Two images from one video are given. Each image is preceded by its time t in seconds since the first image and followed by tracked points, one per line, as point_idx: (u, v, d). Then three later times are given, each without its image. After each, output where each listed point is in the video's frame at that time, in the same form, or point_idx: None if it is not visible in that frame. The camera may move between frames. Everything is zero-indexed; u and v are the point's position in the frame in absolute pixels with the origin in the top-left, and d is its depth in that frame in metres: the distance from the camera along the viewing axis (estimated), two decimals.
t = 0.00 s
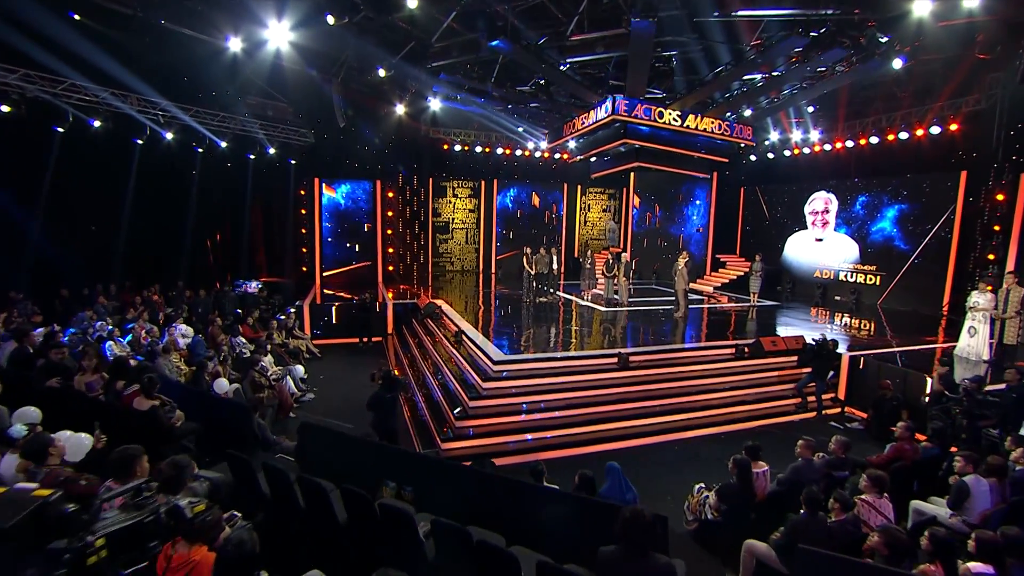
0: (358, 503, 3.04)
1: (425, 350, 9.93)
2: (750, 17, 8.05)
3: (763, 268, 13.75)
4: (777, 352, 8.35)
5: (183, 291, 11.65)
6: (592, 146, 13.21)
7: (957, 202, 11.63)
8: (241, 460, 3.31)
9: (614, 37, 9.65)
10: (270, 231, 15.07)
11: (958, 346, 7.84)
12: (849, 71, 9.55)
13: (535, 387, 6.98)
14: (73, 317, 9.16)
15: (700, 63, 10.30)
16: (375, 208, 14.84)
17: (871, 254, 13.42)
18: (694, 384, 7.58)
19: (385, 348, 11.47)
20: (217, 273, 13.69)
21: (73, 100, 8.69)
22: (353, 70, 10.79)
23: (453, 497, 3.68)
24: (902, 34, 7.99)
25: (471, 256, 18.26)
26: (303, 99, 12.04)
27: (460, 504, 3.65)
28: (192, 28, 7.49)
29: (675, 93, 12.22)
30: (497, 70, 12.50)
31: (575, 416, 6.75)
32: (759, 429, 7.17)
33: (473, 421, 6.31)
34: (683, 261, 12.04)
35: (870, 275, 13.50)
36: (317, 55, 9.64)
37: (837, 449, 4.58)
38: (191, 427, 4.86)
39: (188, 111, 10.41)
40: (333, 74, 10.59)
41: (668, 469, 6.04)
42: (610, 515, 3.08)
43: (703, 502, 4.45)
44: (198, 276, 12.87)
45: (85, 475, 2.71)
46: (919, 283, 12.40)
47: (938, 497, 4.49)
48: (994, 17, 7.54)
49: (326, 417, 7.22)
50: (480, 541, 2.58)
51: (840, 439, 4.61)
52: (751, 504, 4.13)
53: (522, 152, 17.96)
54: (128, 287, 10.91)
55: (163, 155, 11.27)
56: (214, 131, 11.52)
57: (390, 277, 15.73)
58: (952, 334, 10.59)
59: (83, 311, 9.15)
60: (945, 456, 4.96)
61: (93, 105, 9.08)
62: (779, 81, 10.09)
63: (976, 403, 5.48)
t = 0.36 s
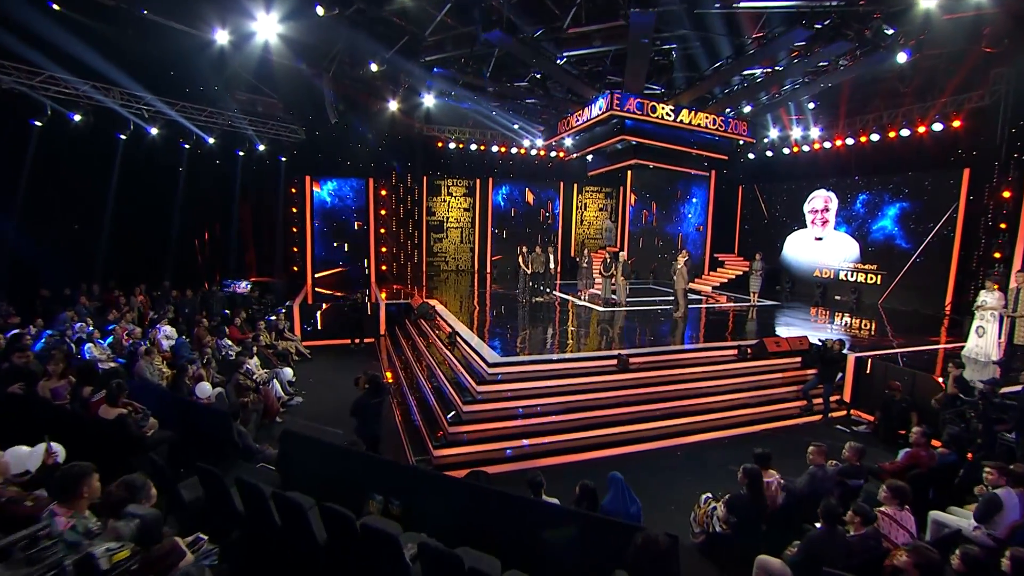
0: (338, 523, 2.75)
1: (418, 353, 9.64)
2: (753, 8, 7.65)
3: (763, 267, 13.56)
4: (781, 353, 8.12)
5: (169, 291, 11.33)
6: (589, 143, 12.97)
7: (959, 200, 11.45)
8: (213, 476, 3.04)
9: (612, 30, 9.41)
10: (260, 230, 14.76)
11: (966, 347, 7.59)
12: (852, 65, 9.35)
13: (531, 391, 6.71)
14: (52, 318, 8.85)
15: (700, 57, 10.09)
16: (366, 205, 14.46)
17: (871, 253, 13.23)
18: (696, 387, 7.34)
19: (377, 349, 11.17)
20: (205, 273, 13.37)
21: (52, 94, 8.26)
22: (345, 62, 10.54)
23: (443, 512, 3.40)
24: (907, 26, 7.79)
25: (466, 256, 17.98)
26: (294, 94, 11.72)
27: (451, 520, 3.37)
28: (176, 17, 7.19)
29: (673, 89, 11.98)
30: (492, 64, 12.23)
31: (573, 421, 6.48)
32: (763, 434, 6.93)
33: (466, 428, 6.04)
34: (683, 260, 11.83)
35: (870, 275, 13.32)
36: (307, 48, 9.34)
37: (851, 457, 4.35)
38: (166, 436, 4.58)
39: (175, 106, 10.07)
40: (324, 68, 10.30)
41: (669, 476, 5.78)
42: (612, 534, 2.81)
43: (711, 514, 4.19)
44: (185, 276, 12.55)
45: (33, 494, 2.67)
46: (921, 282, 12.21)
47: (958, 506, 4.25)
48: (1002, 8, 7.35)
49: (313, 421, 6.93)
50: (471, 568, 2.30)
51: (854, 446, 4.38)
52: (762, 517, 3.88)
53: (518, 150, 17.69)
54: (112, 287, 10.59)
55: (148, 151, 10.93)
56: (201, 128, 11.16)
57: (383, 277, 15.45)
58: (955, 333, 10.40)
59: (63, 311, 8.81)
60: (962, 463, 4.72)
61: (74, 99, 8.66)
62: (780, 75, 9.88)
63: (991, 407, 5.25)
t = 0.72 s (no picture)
0: (317, 547, 2.48)
1: (412, 354, 9.36)
2: None
3: (765, 265, 13.34)
4: (786, 354, 7.89)
5: (156, 291, 11.02)
6: (586, 140, 12.72)
7: (965, 197, 11.28)
8: (179, 491, 2.76)
9: (612, 21, 9.12)
10: (252, 228, 14.47)
11: (977, 348, 7.38)
12: (858, 59, 9.14)
13: (529, 394, 6.45)
14: (32, 319, 8.52)
15: (701, 50, 9.86)
16: (363, 203, 14.62)
17: (874, 251, 13.03)
18: (699, 388, 7.10)
19: (371, 350, 10.91)
20: (195, 272, 13.08)
21: (30, 86, 7.99)
22: (340, 56, 10.32)
23: (437, 529, 3.16)
24: (917, 16, 7.56)
25: (462, 255, 17.73)
26: (285, 90, 11.52)
27: (445, 537, 3.13)
28: (159, 7, 6.91)
29: (673, 83, 11.70)
30: (488, 58, 11.96)
31: (574, 426, 6.22)
32: (769, 439, 6.69)
33: (461, 433, 5.76)
34: (683, 259, 11.60)
35: (873, 273, 13.12)
36: (298, 40, 9.08)
37: (870, 466, 4.12)
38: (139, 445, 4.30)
39: (162, 101, 9.81)
40: (316, 62, 10.13)
41: (674, 484, 5.52)
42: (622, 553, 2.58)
43: (720, 526, 3.91)
44: (173, 275, 12.26)
45: None
46: (925, 281, 12.04)
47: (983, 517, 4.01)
48: None
49: (302, 427, 6.66)
50: None
51: (874, 454, 4.14)
52: (778, 530, 3.61)
53: (514, 147, 17.39)
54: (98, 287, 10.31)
55: (134, 146, 10.65)
56: (189, 123, 10.90)
57: (377, 276, 15.22)
58: (961, 333, 10.21)
59: (44, 311, 8.50)
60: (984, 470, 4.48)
61: (53, 91, 8.39)
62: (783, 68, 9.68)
63: (1011, 410, 5.02)
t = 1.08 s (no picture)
0: None
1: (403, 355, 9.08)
2: None
3: (765, 264, 13.13)
4: (789, 355, 7.66)
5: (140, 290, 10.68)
6: (582, 136, 12.49)
7: (966, 194, 11.14)
8: (134, 511, 2.48)
9: (610, 12, 8.86)
10: (241, 227, 14.13)
11: (986, 348, 7.25)
12: (862, 51, 8.95)
13: (523, 396, 6.20)
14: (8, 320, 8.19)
15: (700, 44, 9.63)
16: (353, 202, 14.28)
17: (874, 249, 12.85)
18: (700, 390, 6.86)
19: (362, 351, 10.62)
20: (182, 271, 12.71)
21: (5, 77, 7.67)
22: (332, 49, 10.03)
23: (424, 548, 2.90)
24: (923, 7, 7.38)
25: (456, 254, 17.44)
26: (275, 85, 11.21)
27: (432, 558, 2.87)
28: None
29: (671, 77, 11.46)
30: (483, 52, 11.72)
31: (571, 431, 5.97)
32: (773, 443, 6.45)
33: (451, 439, 5.49)
34: (682, 257, 11.39)
35: (873, 272, 12.95)
36: (286, 32, 8.80)
37: (885, 474, 3.84)
38: (106, 455, 4.01)
39: (145, 94, 9.48)
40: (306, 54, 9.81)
41: (676, 494, 5.25)
42: None
43: (728, 539, 3.67)
44: (158, 275, 11.92)
45: None
46: (926, 280, 11.88)
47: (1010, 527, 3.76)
48: None
49: (287, 432, 6.38)
50: None
51: (888, 461, 3.87)
52: (794, 545, 3.35)
53: (509, 144, 17.13)
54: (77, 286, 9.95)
55: (117, 141, 10.32)
56: (174, 118, 10.58)
57: (369, 275, 14.92)
58: (964, 332, 10.03)
59: (19, 312, 8.17)
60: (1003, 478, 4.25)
61: (29, 82, 8.06)
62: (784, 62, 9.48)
63: None
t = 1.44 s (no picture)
0: None
1: (392, 357, 8.80)
2: None
3: (761, 262, 12.94)
4: (789, 355, 7.45)
5: (119, 290, 10.31)
6: (575, 132, 12.24)
7: (965, 191, 10.97)
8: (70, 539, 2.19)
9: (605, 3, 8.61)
10: (227, 226, 13.74)
11: (990, 347, 7.22)
12: (861, 45, 8.77)
13: (514, 400, 5.95)
14: None
15: (696, 37, 9.39)
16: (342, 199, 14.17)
17: (871, 248, 12.69)
18: (698, 392, 6.63)
19: (349, 352, 10.32)
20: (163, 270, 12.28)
21: None
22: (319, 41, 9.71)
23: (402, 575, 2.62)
24: None
25: (448, 253, 17.22)
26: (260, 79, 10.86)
27: None
28: None
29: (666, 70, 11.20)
30: (475, 44, 11.45)
31: (564, 436, 5.71)
32: (775, 447, 6.22)
33: (439, 445, 5.23)
34: (677, 255, 11.18)
35: (870, 270, 12.79)
36: (269, 22, 8.48)
37: (898, 484, 3.60)
38: (61, 468, 3.70)
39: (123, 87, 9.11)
40: (291, 46, 9.48)
41: (675, 503, 4.99)
42: None
43: (734, 556, 3.44)
44: (138, 274, 11.51)
45: None
46: (924, 278, 11.74)
47: None
48: None
49: (268, 439, 6.07)
50: None
51: (903, 470, 3.63)
52: (805, 562, 3.10)
53: (501, 142, 16.81)
54: (51, 286, 9.55)
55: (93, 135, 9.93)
56: (154, 112, 10.19)
57: (358, 275, 14.81)
58: (962, 330, 9.88)
59: None
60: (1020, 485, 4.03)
61: None
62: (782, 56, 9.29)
63: None
